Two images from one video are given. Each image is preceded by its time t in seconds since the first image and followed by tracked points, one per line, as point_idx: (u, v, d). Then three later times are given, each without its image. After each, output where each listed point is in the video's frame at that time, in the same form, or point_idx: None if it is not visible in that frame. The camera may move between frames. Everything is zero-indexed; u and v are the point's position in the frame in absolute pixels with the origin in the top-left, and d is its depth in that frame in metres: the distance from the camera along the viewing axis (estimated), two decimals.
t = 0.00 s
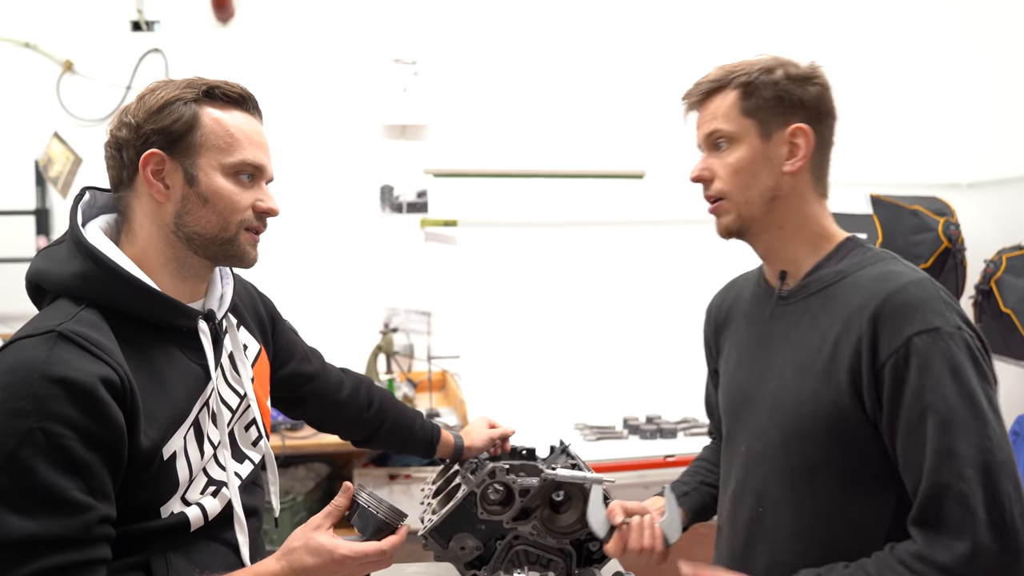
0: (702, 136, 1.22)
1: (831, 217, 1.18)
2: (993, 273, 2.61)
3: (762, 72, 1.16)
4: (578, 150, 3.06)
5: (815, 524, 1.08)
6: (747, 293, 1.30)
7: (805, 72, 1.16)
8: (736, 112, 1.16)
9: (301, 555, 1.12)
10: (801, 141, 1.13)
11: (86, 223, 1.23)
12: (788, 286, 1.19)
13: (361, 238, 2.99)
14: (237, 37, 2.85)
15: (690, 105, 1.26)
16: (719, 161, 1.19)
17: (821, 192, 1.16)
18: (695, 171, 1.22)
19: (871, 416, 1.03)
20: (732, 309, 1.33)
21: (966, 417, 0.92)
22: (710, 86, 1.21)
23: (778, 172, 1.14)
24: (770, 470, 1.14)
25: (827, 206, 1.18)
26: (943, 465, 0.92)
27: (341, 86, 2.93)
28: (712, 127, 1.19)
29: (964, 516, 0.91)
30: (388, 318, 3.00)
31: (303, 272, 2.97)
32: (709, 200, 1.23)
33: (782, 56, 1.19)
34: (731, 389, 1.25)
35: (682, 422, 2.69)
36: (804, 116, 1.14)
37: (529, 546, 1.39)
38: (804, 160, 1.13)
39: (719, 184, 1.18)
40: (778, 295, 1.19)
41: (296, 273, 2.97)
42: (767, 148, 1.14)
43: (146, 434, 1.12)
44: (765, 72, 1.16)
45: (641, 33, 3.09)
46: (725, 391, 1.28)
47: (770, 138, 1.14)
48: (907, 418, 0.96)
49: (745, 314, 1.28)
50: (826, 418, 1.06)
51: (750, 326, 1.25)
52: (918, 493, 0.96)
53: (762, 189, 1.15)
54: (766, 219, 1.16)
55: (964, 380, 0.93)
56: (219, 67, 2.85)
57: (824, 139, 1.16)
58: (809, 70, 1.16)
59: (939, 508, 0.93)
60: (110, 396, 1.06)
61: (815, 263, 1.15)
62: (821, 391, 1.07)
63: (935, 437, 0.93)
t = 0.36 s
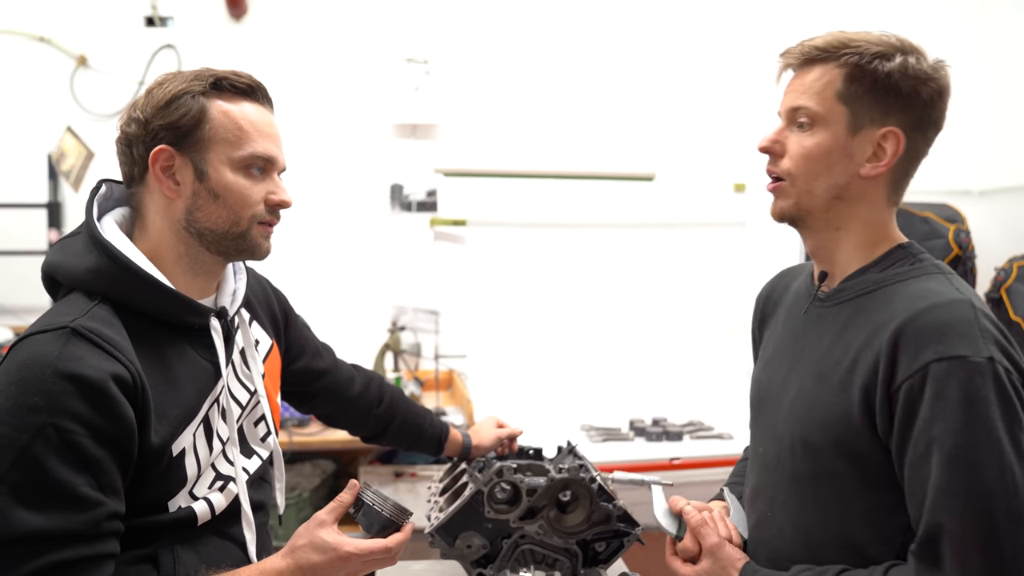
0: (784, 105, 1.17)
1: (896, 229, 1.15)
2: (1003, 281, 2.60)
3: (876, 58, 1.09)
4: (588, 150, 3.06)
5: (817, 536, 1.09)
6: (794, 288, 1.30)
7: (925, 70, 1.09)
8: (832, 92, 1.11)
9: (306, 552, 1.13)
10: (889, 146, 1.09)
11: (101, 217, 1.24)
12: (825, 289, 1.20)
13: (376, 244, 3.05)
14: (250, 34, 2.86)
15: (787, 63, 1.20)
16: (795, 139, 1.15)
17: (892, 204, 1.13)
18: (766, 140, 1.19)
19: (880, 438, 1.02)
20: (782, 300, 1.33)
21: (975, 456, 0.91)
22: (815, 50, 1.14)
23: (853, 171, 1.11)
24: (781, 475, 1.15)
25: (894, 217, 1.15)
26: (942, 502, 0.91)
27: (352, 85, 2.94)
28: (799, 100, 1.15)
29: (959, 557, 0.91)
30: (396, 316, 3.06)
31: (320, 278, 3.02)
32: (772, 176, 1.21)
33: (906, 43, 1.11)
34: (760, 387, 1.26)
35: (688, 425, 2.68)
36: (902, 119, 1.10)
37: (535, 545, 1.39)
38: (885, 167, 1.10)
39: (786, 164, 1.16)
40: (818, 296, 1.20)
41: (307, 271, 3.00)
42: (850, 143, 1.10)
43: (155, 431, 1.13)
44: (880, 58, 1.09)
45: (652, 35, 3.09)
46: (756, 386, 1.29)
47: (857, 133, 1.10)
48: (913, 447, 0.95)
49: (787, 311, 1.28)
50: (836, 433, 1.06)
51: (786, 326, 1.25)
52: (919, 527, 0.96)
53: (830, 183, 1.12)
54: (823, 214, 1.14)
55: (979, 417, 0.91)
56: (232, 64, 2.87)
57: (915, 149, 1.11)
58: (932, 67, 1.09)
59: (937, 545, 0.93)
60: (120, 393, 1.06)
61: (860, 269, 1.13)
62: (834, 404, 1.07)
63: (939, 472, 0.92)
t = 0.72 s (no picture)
0: (808, 107, 1.16)
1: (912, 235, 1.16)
2: (1003, 281, 2.60)
3: (904, 62, 1.09)
4: (587, 150, 3.05)
5: (820, 540, 1.09)
6: (802, 289, 1.30)
7: (952, 74, 1.10)
8: (860, 97, 1.11)
9: (305, 553, 1.12)
10: (914, 152, 1.10)
11: (99, 218, 1.24)
12: (844, 292, 1.19)
13: (371, 241, 3.03)
14: (249, 36, 2.86)
15: (810, 63, 1.19)
16: (820, 143, 1.14)
17: (912, 209, 1.14)
18: (788, 143, 1.18)
19: (896, 444, 1.02)
20: (788, 302, 1.33)
21: (1000, 468, 0.92)
22: (841, 52, 1.13)
23: (879, 177, 1.11)
24: (785, 476, 1.15)
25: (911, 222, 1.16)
26: (964, 512, 0.92)
27: (351, 86, 2.94)
28: (825, 103, 1.14)
29: (976, 568, 0.91)
30: (395, 317, 3.03)
31: (317, 274, 3.00)
32: (793, 179, 1.20)
33: (931, 45, 1.11)
34: (764, 387, 1.25)
35: (688, 425, 2.67)
36: (927, 124, 1.11)
37: (536, 546, 1.39)
38: (909, 173, 1.11)
39: (810, 169, 1.15)
40: (832, 299, 1.20)
41: (306, 272, 3.00)
42: (877, 148, 1.10)
43: (154, 430, 1.13)
44: (909, 62, 1.09)
45: (651, 36, 3.10)
46: (758, 387, 1.28)
47: (884, 139, 1.10)
48: (936, 455, 0.95)
49: (794, 313, 1.28)
50: (850, 436, 1.06)
51: (794, 327, 1.25)
52: (934, 535, 0.96)
53: (855, 188, 1.12)
54: (846, 220, 1.14)
55: (1006, 430, 0.92)
56: (231, 65, 2.86)
57: (938, 154, 1.12)
58: (959, 72, 1.10)
59: (953, 556, 0.93)
60: (119, 393, 1.06)
61: (880, 274, 1.14)
62: (849, 407, 1.07)
63: (963, 481, 0.92)
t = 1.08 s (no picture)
0: (804, 113, 1.16)
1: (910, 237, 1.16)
2: (1005, 285, 2.60)
3: (898, 66, 1.10)
4: (588, 154, 3.05)
5: (827, 544, 1.09)
6: (796, 293, 1.30)
7: (944, 77, 1.10)
8: (856, 101, 1.11)
9: (308, 557, 1.12)
10: (910, 156, 1.11)
11: (103, 220, 1.24)
12: (844, 296, 1.18)
13: (370, 240, 3.02)
14: (252, 39, 2.87)
15: (803, 69, 1.19)
16: (817, 149, 1.14)
17: (909, 212, 1.14)
18: (785, 149, 1.18)
19: (905, 447, 1.02)
20: (782, 305, 1.33)
21: (1013, 469, 0.92)
22: (835, 57, 1.13)
23: (877, 181, 1.11)
24: (789, 482, 1.14)
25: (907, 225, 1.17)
26: (981, 514, 0.92)
27: (353, 90, 2.95)
28: (821, 108, 1.14)
29: (993, 569, 0.91)
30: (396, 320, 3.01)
31: (319, 275, 3.00)
32: (790, 185, 1.20)
33: (923, 49, 1.12)
34: (762, 391, 1.25)
35: (690, 429, 2.67)
36: (922, 128, 1.11)
37: (538, 549, 1.38)
38: (906, 176, 1.11)
39: (808, 174, 1.15)
40: (831, 302, 1.19)
41: (308, 275, 3.00)
42: (874, 153, 1.11)
43: (157, 432, 1.13)
44: (903, 67, 1.10)
45: (653, 39, 3.10)
46: (754, 391, 1.28)
47: (880, 143, 1.11)
48: (949, 456, 0.96)
49: (790, 317, 1.28)
50: (859, 440, 1.05)
51: (791, 331, 1.25)
52: (948, 537, 0.96)
53: (854, 193, 1.12)
54: (845, 224, 1.14)
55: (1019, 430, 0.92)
56: (234, 69, 2.87)
57: (933, 157, 1.13)
58: (950, 74, 1.11)
59: (968, 558, 0.93)
60: (122, 394, 1.06)
61: (880, 278, 1.14)
62: (857, 411, 1.07)
63: (977, 482, 0.93)
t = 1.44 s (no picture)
0: (798, 118, 1.16)
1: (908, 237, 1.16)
2: (1005, 289, 2.60)
3: (891, 68, 1.10)
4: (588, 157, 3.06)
5: (832, 548, 1.09)
6: (795, 296, 1.30)
7: (937, 78, 1.11)
8: (849, 104, 1.11)
9: (309, 560, 1.11)
10: (906, 157, 1.11)
11: (104, 221, 1.24)
12: (844, 299, 1.18)
13: (374, 248, 3.05)
14: (252, 42, 2.87)
15: (795, 74, 1.19)
16: (813, 153, 1.14)
17: (906, 213, 1.15)
18: (781, 155, 1.18)
19: (909, 450, 1.02)
20: (781, 308, 1.33)
21: (1019, 469, 0.92)
22: (828, 61, 1.13)
23: (873, 183, 1.11)
24: (792, 486, 1.14)
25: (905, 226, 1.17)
26: (988, 515, 0.92)
27: (352, 92, 2.95)
28: (816, 113, 1.14)
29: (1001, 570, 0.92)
30: (396, 323, 3.02)
31: (320, 278, 3.00)
32: (788, 189, 1.20)
33: (914, 51, 1.12)
34: (762, 395, 1.24)
35: (690, 432, 2.67)
36: (916, 129, 1.11)
37: (538, 552, 1.38)
38: (903, 178, 1.11)
39: (805, 179, 1.15)
40: (831, 305, 1.19)
41: (308, 277, 3.00)
42: (870, 156, 1.11)
43: (158, 434, 1.13)
44: (896, 69, 1.10)
45: (653, 42, 3.10)
46: (753, 394, 1.28)
47: (876, 146, 1.11)
48: (955, 458, 0.96)
49: (789, 320, 1.27)
50: (863, 444, 1.05)
51: (792, 335, 1.25)
52: (954, 539, 0.96)
53: (852, 195, 1.12)
54: (842, 227, 1.14)
55: None
56: (233, 71, 2.87)
57: (929, 158, 1.13)
58: (943, 74, 1.11)
59: (976, 559, 0.93)
60: (122, 395, 1.06)
61: (880, 280, 1.14)
62: (861, 414, 1.06)
63: (984, 484, 0.93)
